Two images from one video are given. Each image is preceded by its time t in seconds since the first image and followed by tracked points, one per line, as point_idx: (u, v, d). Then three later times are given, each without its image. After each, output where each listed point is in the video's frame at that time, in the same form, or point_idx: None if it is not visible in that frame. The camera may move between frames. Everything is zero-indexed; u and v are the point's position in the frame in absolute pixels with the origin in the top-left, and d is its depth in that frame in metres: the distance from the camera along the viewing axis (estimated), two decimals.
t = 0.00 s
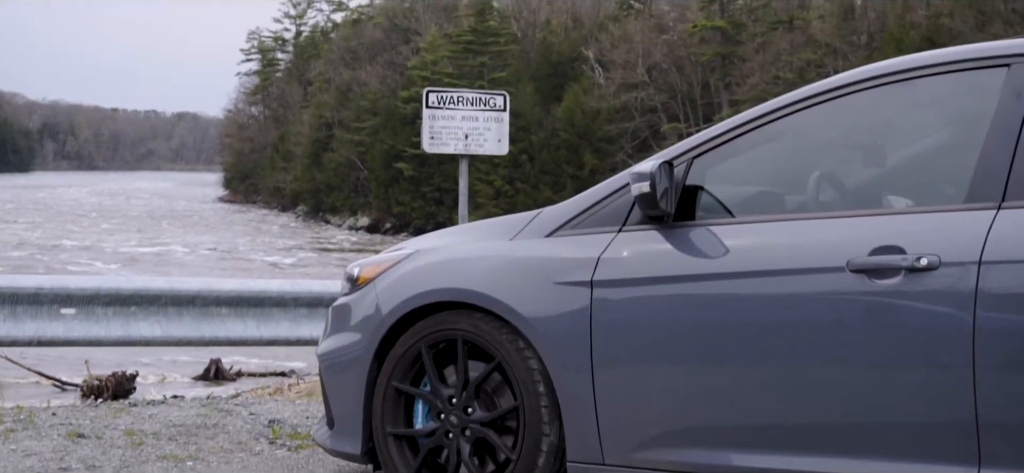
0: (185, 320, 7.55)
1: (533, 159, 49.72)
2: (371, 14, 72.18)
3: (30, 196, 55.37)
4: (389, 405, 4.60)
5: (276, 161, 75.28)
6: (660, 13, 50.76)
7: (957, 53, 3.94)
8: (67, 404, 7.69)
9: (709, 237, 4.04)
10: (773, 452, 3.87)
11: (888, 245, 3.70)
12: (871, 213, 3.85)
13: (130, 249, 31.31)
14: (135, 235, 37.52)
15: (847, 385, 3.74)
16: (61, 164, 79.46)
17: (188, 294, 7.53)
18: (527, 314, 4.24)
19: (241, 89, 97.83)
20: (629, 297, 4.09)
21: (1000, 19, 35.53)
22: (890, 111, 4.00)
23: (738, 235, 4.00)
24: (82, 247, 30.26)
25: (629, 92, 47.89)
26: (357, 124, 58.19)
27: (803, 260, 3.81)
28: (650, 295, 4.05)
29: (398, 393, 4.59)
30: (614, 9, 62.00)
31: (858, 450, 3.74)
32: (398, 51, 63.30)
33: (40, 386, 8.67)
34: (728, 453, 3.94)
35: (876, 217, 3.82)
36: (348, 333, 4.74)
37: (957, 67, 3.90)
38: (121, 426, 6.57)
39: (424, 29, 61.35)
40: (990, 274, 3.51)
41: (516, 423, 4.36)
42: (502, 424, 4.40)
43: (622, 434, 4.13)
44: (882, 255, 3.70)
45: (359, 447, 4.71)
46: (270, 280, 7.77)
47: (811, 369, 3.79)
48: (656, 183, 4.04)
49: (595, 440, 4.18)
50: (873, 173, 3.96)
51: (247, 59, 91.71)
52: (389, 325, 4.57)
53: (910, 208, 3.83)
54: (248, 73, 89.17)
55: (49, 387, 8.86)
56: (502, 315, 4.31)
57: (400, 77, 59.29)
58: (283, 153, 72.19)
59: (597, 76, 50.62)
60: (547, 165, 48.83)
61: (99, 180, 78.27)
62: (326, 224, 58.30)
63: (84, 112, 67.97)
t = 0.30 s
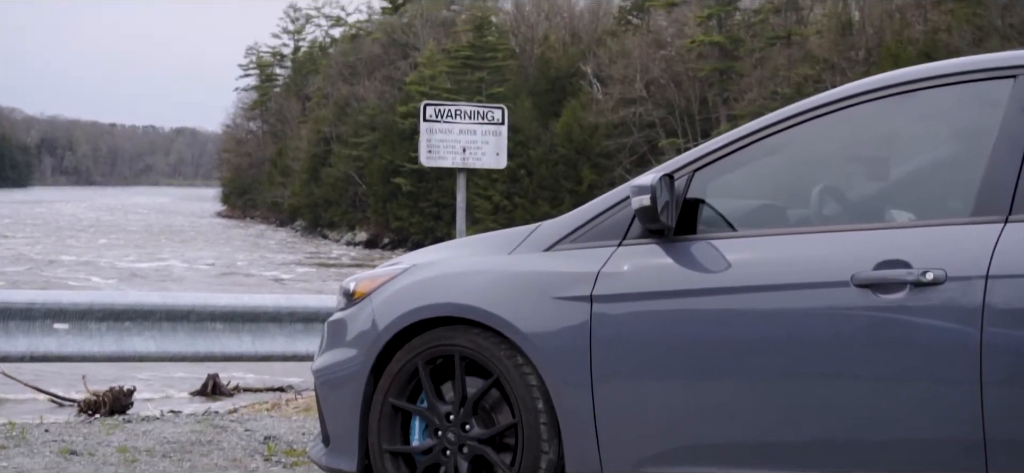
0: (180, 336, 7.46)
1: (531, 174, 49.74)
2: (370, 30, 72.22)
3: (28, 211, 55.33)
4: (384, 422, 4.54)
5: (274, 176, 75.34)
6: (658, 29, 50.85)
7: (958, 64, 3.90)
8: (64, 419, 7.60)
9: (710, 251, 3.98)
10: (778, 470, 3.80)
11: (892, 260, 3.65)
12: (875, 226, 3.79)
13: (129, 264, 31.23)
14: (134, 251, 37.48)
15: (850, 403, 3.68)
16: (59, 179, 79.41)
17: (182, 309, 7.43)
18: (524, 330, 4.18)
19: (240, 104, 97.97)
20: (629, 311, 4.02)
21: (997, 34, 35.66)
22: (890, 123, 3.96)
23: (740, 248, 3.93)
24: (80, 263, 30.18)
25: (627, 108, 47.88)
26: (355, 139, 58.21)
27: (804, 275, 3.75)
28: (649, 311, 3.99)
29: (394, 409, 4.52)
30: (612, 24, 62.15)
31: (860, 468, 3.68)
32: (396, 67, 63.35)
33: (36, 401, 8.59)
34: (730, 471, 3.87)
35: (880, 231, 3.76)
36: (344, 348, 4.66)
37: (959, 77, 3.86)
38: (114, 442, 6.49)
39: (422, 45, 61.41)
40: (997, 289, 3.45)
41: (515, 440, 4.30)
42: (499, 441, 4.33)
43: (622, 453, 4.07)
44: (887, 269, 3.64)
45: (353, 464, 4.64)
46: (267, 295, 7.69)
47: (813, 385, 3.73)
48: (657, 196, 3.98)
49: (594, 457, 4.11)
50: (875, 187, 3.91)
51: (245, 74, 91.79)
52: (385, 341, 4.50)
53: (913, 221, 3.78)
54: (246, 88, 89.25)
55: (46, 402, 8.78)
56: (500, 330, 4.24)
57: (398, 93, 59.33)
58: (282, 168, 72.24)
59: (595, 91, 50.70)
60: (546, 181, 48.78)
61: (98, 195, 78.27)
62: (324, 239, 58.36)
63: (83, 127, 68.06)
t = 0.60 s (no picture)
0: (175, 352, 7.33)
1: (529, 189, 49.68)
2: (368, 44, 72.23)
3: (26, 226, 55.25)
4: (381, 438, 4.47)
5: (272, 190, 75.26)
6: (656, 43, 50.91)
7: (959, 76, 3.86)
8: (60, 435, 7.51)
9: (712, 265, 3.91)
10: None
11: (898, 273, 3.58)
12: (879, 240, 3.73)
13: (129, 278, 31.11)
14: (133, 266, 37.40)
15: (855, 421, 3.62)
16: (58, 194, 79.35)
17: (178, 325, 7.31)
18: (525, 345, 4.10)
19: (238, 119, 98.02)
20: (631, 327, 3.96)
21: (995, 48, 35.64)
22: (894, 135, 3.90)
23: (742, 263, 3.87)
24: (79, 278, 30.08)
25: (625, 122, 47.80)
26: (353, 154, 58.16)
27: (806, 290, 3.69)
28: (651, 325, 3.92)
29: (391, 425, 4.45)
30: (610, 39, 62.20)
31: None
32: (395, 81, 63.30)
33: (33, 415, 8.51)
34: None
35: (885, 244, 3.70)
36: (340, 364, 4.59)
37: (960, 89, 3.81)
38: (108, 459, 6.41)
39: (421, 59, 61.39)
40: (1005, 304, 3.39)
41: (514, 457, 4.22)
42: (498, 458, 4.26)
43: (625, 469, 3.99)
44: (895, 282, 3.57)
45: None
46: (264, 311, 7.58)
47: (815, 400, 3.67)
48: (658, 210, 3.91)
49: None
50: (879, 200, 3.86)
51: (243, 89, 91.80)
52: (381, 358, 4.43)
53: (917, 233, 3.72)
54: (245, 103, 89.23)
55: (43, 417, 8.70)
56: (498, 345, 4.17)
57: (397, 107, 59.29)
58: (280, 183, 72.21)
59: (593, 106, 50.73)
60: (544, 195, 48.69)
61: (97, 209, 78.15)
62: (323, 253, 58.28)
63: (82, 141, 68.04)
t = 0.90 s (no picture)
0: (169, 369, 7.17)
1: (527, 204, 49.68)
2: (367, 59, 72.22)
3: (25, 240, 55.18)
4: (379, 455, 4.38)
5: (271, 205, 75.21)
6: (655, 59, 50.98)
7: (962, 91, 3.80)
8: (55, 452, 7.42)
9: (715, 282, 3.84)
10: None
11: (905, 291, 3.51)
12: (885, 257, 3.66)
13: (128, 294, 31.02)
14: (132, 281, 37.33)
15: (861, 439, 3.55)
16: (57, 210, 79.35)
17: (172, 341, 7.13)
18: (524, 364, 4.03)
19: (237, 134, 98.05)
20: (633, 344, 3.88)
21: (994, 62, 35.62)
22: (898, 151, 3.84)
23: (746, 280, 3.80)
24: (78, 293, 29.99)
25: (624, 137, 47.73)
26: (351, 169, 58.12)
27: (810, 308, 3.62)
28: (654, 343, 3.84)
29: (388, 446, 4.37)
30: (609, 54, 62.24)
31: None
32: (393, 96, 63.26)
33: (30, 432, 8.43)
34: None
35: (891, 261, 3.63)
36: (337, 383, 4.51)
37: (964, 102, 3.75)
38: None
39: (419, 74, 61.39)
40: (1014, 323, 3.32)
41: None
42: None
43: None
44: (901, 300, 3.50)
45: None
46: (259, 328, 7.38)
47: (820, 418, 3.60)
48: (660, 225, 3.83)
49: None
50: (884, 217, 3.79)
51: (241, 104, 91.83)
52: (378, 377, 4.35)
53: (922, 250, 3.66)
54: (243, 118, 89.29)
55: (41, 434, 8.62)
56: (497, 364, 4.09)
57: (395, 122, 59.25)
58: (278, 198, 72.17)
59: (591, 121, 50.75)
60: (543, 210, 48.74)
61: (95, 225, 78.08)
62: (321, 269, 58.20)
63: (80, 157, 68.05)
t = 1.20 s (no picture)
0: (165, 387, 7.01)
1: (526, 220, 49.66)
2: (366, 76, 72.39)
3: (24, 257, 55.10)
4: None
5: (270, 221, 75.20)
6: (654, 75, 51.06)
7: (960, 107, 3.76)
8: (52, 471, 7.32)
9: (717, 300, 3.78)
10: None
11: (910, 311, 3.45)
12: (888, 275, 3.61)
13: (128, 310, 30.92)
14: (132, 297, 37.23)
15: (868, 459, 3.48)
16: (56, 226, 79.25)
17: (168, 360, 6.97)
18: (522, 383, 3.97)
19: (236, 151, 98.09)
20: (634, 363, 3.82)
21: (992, 78, 35.71)
22: (897, 169, 3.79)
23: (747, 298, 3.75)
24: (76, 309, 29.88)
25: (623, 152, 47.71)
26: (351, 185, 58.10)
27: (811, 328, 3.56)
28: (657, 362, 3.78)
29: (384, 467, 4.30)
30: (608, 70, 62.33)
31: None
32: (392, 113, 63.36)
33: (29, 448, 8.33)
34: None
35: (893, 279, 3.59)
36: (333, 402, 4.45)
37: (965, 119, 3.72)
38: None
39: (418, 90, 61.44)
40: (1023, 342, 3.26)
41: None
42: None
43: None
44: (906, 322, 3.44)
45: None
46: (257, 346, 7.24)
47: (824, 438, 3.54)
48: (661, 244, 3.77)
49: None
50: (887, 234, 3.75)
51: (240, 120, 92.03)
52: (375, 396, 4.29)
53: (927, 268, 3.60)
54: (242, 134, 89.34)
55: (38, 450, 8.53)
56: (496, 383, 4.04)
57: (394, 139, 59.27)
58: (277, 214, 72.22)
59: (590, 137, 50.80)
60: (542, 226, 48.82)
61: (93, 241, 77.96)
62: (320, 285, 58.16)
63: (80, 173, 68.13)
